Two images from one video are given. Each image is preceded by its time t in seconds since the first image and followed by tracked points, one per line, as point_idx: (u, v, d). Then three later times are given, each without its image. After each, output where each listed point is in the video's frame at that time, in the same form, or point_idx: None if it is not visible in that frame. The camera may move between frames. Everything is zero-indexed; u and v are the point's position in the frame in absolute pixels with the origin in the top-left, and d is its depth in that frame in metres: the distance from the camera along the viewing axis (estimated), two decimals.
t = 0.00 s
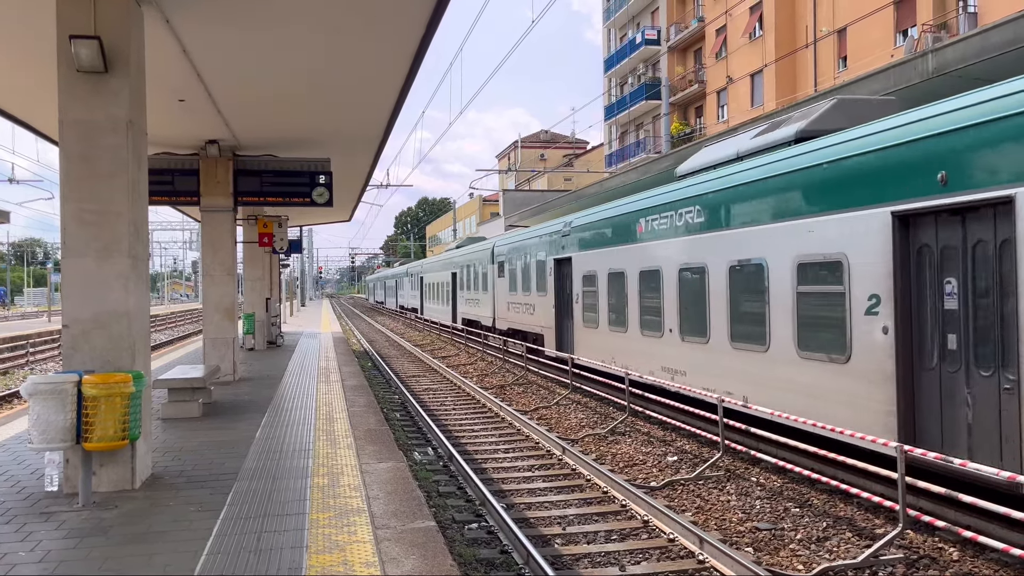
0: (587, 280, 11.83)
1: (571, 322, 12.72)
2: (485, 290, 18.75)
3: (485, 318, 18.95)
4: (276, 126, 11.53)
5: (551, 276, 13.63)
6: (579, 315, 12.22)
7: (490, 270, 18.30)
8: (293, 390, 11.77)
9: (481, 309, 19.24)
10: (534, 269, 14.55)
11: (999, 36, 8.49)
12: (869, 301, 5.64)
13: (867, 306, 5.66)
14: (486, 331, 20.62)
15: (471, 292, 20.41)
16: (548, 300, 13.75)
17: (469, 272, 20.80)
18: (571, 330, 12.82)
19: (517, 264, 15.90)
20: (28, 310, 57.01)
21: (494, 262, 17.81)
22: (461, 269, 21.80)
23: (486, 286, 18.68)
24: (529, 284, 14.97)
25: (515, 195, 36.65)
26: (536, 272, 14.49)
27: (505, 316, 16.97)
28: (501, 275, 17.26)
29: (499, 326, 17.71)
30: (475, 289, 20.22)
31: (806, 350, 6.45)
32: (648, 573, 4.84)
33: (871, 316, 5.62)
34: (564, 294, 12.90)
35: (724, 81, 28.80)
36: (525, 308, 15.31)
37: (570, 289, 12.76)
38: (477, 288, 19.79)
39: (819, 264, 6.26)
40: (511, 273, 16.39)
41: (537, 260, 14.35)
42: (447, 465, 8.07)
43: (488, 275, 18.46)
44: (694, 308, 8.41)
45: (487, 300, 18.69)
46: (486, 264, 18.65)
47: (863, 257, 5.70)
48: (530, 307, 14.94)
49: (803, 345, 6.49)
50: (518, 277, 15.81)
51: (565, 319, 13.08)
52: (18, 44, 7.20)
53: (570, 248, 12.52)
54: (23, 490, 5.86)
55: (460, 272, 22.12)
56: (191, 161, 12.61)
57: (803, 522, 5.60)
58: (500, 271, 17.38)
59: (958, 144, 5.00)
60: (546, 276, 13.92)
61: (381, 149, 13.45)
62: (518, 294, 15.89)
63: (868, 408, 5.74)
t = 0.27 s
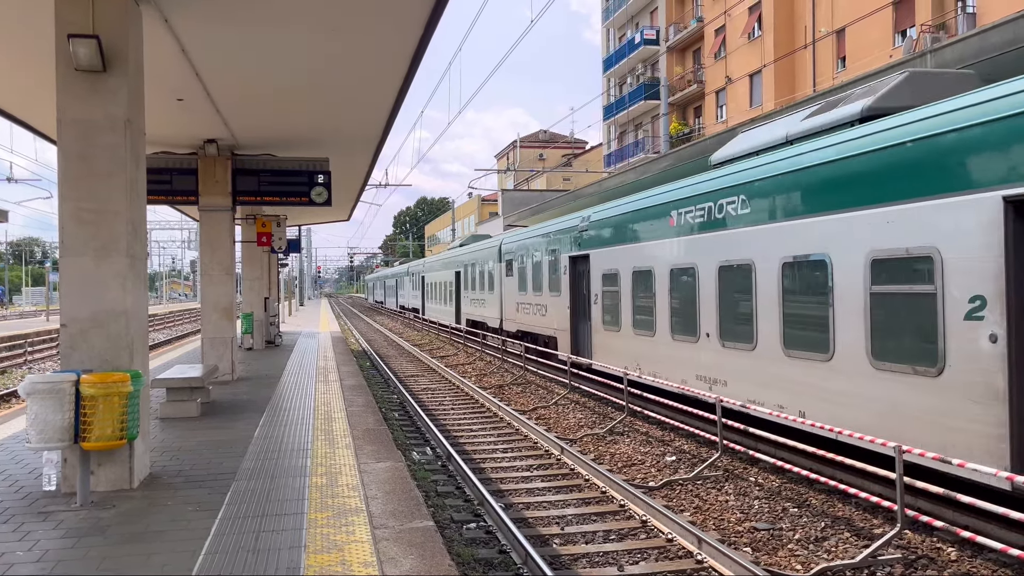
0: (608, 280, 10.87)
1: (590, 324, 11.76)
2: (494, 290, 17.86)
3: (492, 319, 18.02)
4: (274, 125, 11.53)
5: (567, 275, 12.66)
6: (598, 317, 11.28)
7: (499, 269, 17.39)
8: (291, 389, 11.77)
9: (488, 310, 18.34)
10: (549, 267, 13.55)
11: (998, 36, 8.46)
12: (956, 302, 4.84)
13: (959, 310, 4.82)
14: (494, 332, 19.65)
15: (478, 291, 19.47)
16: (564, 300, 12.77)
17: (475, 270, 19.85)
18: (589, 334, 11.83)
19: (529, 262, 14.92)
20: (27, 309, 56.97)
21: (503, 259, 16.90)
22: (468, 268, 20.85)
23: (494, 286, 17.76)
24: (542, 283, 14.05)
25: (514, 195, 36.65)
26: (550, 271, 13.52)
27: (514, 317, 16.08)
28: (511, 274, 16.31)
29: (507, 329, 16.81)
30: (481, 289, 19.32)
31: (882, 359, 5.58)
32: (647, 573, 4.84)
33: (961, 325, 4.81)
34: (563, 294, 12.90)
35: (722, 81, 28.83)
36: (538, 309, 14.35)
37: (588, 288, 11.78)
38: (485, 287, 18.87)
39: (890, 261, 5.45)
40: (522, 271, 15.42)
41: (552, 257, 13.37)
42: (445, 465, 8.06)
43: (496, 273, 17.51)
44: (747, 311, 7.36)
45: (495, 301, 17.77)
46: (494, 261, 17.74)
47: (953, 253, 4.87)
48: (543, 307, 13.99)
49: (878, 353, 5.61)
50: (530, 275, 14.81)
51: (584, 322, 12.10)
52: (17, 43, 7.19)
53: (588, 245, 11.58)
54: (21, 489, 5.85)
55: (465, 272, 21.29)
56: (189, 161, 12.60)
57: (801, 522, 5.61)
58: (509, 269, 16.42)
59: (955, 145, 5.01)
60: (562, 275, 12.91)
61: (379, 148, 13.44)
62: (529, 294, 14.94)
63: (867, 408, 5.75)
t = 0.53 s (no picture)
0: (635, 278, 9.93)
1: (614, 327, 10.79)
2: (500, 289, 16.99)
3: (499, 320, 17.13)
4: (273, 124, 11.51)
5: (587, 274, 11.68)
6: (624, 318, 10.31)
7: (507, 267, 16.50)
8: (289, 389, 11.77)
9: (495, 310, 17.45)
10: (566, 265, 12.58)
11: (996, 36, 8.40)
12: (965, 304, 4.81)
13: (970, 310, 4.78)
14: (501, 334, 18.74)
15: (483, 290, 18.58)
16: (583, 300, 11.82)
17: (481, 268, 18.96)
18: (613, 337, 10.86)
19: (543, 260, 13.90)
20: (25, 307, 56.88)
21: (513, 256, 15.94)
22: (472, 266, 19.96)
23: (501, 285, 16.87)
24: (558, 282, 13.06)
25: (512, 195, 36.66)
26: (567, 269, 12.56)
27: (524, 318, 15.19)
28: (521, 272, 15.36)
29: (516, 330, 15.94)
30: (486, 288, 18.47)
31: (876, 359, 5.65)
32: (644, 572, 4.84)
33: (969, 326, 4.78)
34: (561, 294, 12.92)
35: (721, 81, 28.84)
36: (552, 310, 13.39)
37: (612, 288, 10.82)
38: (491, 286, 17.99)
39: (900, 258, 5.39)
40: (534, 269, 14.45)
41: (569, 254, 12.40)
42: (444, 464, 8.06)
43: (503, 271, 16.62)
44: (792, 316, 6.73)
45: (502, 301, 16.90)
46: (501, 259, 16.82)
47: (964, 254, 4.82)
48: (559, 308, 13.03)
49: (872, 353, 5.69)
50: (545, 273, 13.81)
51: (607, 325, 11.13)
52: (15, 42, 7.18)
53: (613, 240, 10.64)
54: (18, 488, 5.84)
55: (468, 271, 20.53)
56: (188, 160, 12.59)
57: (799, 522, 5.61)
58: (519, 267, 15.48)
59: (956, 145, 5.00)
60: (581, 273, 11.93)
61: (378, 148, 13.44)
62: (542, 293, 13.98)
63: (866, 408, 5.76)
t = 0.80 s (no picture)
0: (663, 275, 9.03)
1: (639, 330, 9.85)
2: (509, 288, 16.18)
3: (507, 321, 16.26)
4: (272, 123, 11.50)
5: (607, 272, 10.76)
6: (651, 321, 9.37)
7: (517, 265, 15.62)
8: (288, 387, 11.78)
9: (503, 310, 16.59)
10: (583, 262, 11.64)
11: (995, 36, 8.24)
12: (968, 303, 4.80)
13: (972, 309, 4.77)
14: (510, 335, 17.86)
15: (491, 289, 17.73)
16: (603, 299, 10.89)
17: (488, 267, 18.10)
18: (638, 341, 9.93)
19: (558, 257, 12.93)
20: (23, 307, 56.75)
21: (524, 253, 15.00)
22: (479, 264, 19.08)
23: (511, 284, 16.01)
24: (574, 280, 12.12)
25: (511, 194, 36.67)
26: (585, 267, 11.64)
27: (535, 320, 14.31)
28: (533, 271, 14.41)
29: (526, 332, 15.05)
30: (494, 287, 17.65)
31: (870, 359, 5.71)
32: (642, 572, 4.84)
33: (972, 326, 4.77)
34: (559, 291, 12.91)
35: (720, 81, 28.82)
36: (568, 311, 12.48)
37: (636, 287, 9.91)
38: (498, 286, 17.15)
39: (895, 259, 5.41)
40: (547, 267, 13.48)
41: (587, 251, 11.47)
42: (442, 464, 8.06)
43: (513, 269, 15.72)
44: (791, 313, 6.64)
45: (511, 301, 16.05)
46: (511, 257, 15.92)
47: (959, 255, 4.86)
48: (575, 309, 12.11)
49: (865, 352, 5.75)
50: (560, 270, 12.84)
51: (631, 328, 10.19)
52: (14, 41, 7.16)
53: (636, 234, 9.76)
54: (16, 488, 5.84)
55: (474, 269, 19.76)
56: (186, 159, 12.58)
57: (797, 521, 5.61)
58: (531, 265, 14.55)
59: (956, 145, 4.99)
60: (599, 270, 11.01)
61: (376, 147, 13.44)
62: (556, 293, 13.06)
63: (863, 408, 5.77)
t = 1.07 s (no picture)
0: (704, 274, 8.05)
1: (675, 336, 8.83)
2: (519, 288, 15.29)
3: (519, 323, 15.34)
4: (271, 122, 11.50)
5: (635, 270, 9.76)
6: (689, 325, 8.38)
7: (529, 263, 14.67)
8: (286, 387, 11.79)
9: (514, 311, 15.69)
10: (608, 260, 10.61)
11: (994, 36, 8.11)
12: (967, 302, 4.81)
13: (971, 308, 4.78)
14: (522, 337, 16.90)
15: (500, 289, 16.83)
16: (633, 300, 9.86)
17: (497, 265, 17.18)
18: (672, 348, 8.92)
19: (578, 254, 11.90)
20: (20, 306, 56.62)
21: (537, 250, 14.02)
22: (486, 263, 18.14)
23: (522, 283, 15.07)
24: (596, 279, 11.12)
25: (509, 194, 36.68)
26: (609, 264, 10.64)
27: (550, 322, 13.38)
28: (548, 269, 13.44)
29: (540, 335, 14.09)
30: (502, 287, 16.76)
31: (867, 358, 5.73)
32: (640, 571, 4.85)
33: (971, 326, 4.78)
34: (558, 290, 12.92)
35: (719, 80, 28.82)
36: (588, 313, 11.48)
37: (670, 287, 8.92)
38: (508, 285, 16.24)
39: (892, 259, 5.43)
40: (565, 265, 12.48)
41: (614, 247, 10.42)
42: (441, 463, 8.06)
43: (525, 267, 14.77)
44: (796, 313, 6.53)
45: (523, 301, 15.11)
46: (523, 254, 14.98)
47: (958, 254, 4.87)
48: (597, 311, 11.12)
49: (862, 352, 5.76)
50: (580, 268, 11.82)
51: (663, 333, 9.21)
52: (11, 39, 7.15)
53: (672, 226, 8.74)
54: (14, 487, 5.83)
55: (480, 267, 18.91)
56: (184, 158, 12.57)
57: (795, 521, 5.62)
58: (545, 263, 13.57)
59: (954, 144, 4.99)
60: (627, 268, 10.03)
61: (374, 146, 13.43)
62: (575, 293, 12.06)
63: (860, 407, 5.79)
